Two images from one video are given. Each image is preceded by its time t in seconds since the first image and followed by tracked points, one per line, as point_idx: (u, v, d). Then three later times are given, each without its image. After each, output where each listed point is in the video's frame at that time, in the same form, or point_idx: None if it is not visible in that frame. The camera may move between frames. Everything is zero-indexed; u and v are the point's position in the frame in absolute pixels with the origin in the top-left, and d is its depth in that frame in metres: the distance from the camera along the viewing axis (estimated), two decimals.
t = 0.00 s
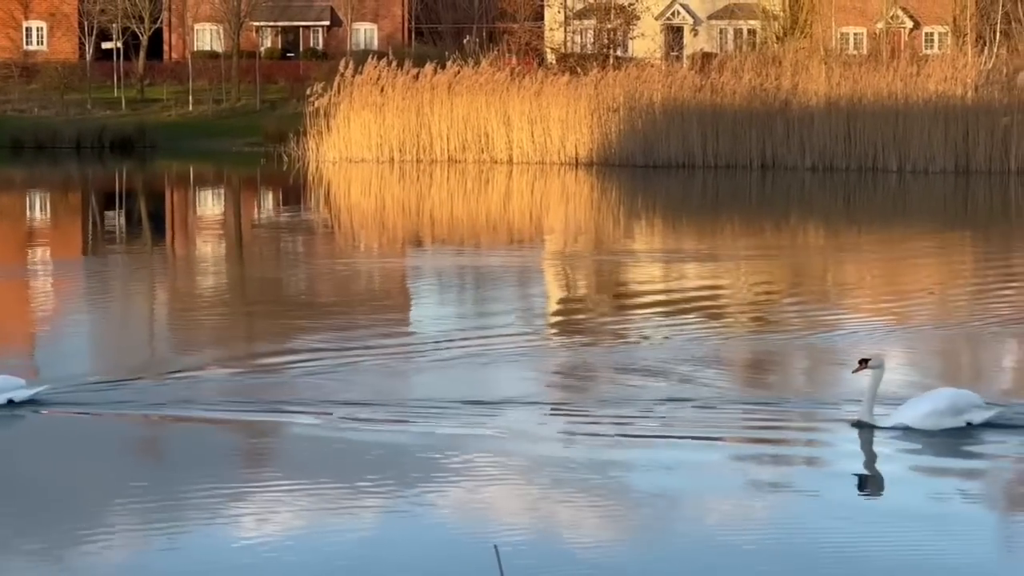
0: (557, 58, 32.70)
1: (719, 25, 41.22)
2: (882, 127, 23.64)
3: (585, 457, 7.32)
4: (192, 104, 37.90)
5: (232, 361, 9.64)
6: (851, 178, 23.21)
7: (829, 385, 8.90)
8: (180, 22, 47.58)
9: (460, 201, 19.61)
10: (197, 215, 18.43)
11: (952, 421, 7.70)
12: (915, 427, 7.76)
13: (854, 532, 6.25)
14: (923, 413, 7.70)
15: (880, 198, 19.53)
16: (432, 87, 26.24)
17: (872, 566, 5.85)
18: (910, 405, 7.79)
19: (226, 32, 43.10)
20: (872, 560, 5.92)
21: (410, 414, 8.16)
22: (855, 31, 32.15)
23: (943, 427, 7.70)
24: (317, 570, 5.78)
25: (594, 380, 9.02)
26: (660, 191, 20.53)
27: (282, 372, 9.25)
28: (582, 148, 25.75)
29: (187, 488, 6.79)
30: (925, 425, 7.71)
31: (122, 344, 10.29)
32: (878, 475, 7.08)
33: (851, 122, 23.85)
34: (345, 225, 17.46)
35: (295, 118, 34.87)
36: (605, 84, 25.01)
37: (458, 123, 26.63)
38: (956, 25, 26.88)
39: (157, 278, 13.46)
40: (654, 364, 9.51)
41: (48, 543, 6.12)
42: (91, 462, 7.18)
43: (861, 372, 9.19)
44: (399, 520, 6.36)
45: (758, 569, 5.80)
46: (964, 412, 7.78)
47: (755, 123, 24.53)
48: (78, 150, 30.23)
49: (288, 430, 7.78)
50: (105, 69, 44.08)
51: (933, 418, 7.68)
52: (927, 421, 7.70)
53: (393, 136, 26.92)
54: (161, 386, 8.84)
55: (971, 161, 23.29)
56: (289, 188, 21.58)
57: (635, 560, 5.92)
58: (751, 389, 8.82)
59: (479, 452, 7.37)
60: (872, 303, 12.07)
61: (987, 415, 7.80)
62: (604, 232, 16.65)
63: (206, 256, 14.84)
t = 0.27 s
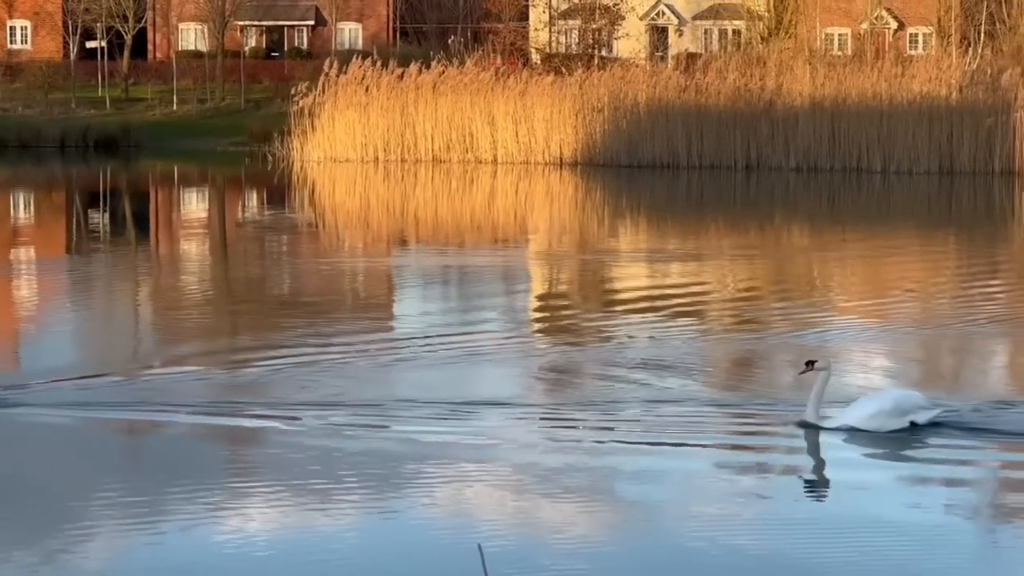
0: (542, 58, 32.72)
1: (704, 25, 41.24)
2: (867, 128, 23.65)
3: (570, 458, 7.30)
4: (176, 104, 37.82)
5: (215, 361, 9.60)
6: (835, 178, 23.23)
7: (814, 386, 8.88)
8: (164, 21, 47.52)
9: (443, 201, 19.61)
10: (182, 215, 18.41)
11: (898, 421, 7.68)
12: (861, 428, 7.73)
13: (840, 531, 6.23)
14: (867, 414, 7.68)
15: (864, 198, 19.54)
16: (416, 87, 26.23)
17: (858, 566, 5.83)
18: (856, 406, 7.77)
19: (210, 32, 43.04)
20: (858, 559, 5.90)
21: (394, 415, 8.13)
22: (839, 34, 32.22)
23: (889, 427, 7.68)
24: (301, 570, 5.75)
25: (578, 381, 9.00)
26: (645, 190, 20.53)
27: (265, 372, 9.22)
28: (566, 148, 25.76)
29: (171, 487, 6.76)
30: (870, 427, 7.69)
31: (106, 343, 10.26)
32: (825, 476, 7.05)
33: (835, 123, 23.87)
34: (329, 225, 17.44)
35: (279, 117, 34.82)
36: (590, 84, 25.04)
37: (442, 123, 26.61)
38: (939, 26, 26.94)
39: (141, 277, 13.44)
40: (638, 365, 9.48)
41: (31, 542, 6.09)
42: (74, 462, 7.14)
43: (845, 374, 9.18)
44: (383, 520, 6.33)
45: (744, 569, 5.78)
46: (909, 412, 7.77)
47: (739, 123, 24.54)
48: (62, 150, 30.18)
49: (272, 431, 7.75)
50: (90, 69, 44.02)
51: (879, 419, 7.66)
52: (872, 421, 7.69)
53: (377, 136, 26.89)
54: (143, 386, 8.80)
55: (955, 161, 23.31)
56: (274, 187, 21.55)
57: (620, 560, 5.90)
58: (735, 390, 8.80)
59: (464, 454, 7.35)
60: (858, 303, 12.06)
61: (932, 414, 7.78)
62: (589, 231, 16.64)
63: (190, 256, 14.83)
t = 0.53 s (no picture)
0: (524, 58, 32.74)
1: (687, 26, 41.28)
2: (849, 128, 23.69)
3: (551, 457, 7.28)
4: (159, 103, 37.77)
5: (196, 360, 9.57)
6: (817, 178, 23.27)
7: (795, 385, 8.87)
8: (147, 19, 47.46)
9: (426, 200, 19.61)
10: (164, 214, 18.34)
11: (843, 422, 7.62)
12: (806, 429, 7.68)
13: (822, 528, 6.21)
14: (812, 415, 7.63)
15: (847, 198, 19.57)
16: (399, 86, 26.23)
17: (840, 561, 5.85)
18: (802, 407, 7.72)
19: (193, 31, 42.99)
20: (840, 556, 5.88)
21: (375, 415, 8.11)
22: (822, 32, 32.28)
23: (834, 428, 7.63)
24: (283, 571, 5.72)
25: (560, 381, 8.98)
26: (628, 190, 20.53)
27: (246, 371, 9.19)
28: (549, 148, 25.78)
29: (154, 489, 6.73)
30: (816, 427, 7.64)
31: (89, 342, 10.25)
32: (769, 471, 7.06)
33: (817, 123, 23.92)
34: (312, 224, 17.43)
35: (262, 116, 34.79)
36: (573, 84, 25.06)
37: (425, 122, 26.62)
38: (921, 26, 27.00)
39: (122, 276, 13.40)
40: (621, 364, 9.46)
41: (14, 542, 6.07)
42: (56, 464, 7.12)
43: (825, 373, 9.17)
44: (366, 520, 6.31)
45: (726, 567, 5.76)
46: (856, 411, 7.70)
47: (722, 123, 24.57)
48: (44, 149, 30.13)
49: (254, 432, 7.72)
50: (72, 68, 43.95)
51: (823, 420, 7.61)
52: (818, 423, 7.63)
53: (360, 135, 26.87)
54: (123, 387, 8.77)
55: (937, 162, 23.36)
56: (257, 186, 21.53)
57: (603, 558, 5.88)
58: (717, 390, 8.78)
59: (445, 453, 7.32)
60: (840, 303, 12.06)
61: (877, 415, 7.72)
62: (571, 231, 16.63)
63: (173, 254, 14.82)
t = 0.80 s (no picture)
0: (506, 55, 32.76)
1: (669, 24, 41.33)
2: (830, 126, 23.73)
3: (535, 455, 7.29)
4: (140, 100, 37.69)
5: (178, 357, 9.58)
6: (799, 176, 23.30)
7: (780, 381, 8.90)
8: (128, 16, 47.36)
9: (408, 197, 19.60)
10: (145, 211, 18.30)
11: (788, 420, 7.67)
12: (751, 428, 7.71)
13: (805, 524, 6.22)
14: (759, 413, 7.66)
15: (828, 196, 19.61)
16: (381, 84, 26.20)
17: (820, 557, 5.86)
18: (747, 406, 7.75)
19: (174, 27, 42.90)
20: (823, 551, 5.90)
21: (358, 413, 8.12)
22: (804, 31, 32.36)
23: (779, 427, 7.67)
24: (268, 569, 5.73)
25: (543, 379, 8.99)
26: (610, 188, 20.54)
27: (229, 369, 9.19)
28: (531, 146, 25.78)
29: (136, 488, 6.73)
30: (761, 427, 7.67)
31: (70, 339, 10.24)
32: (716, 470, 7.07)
33: (799, 122, 23.96)
34: (294, 222, 17.41)
35: (243, 114, 34.75)
36: (555, 82, 25.07)
37: (406, 120, 26.60)
38: (903, 25, 27.06)
39: (102, 273, 13.37)
40: (602, 362, 9.48)
41: None
42: (41, 462, 7.13)
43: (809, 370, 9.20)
44: (350, 519, 6.32)
45: (708, 562, 5.77)
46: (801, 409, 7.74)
47: (704, 122, 24.62)
48: (25, 146, 30.06)
49: (238, 431, 7.74)
50: (53, 65, 43.84)
51: (769, 419, 7.65)
52: (764, 422, 7.67)
53: (342, 133, 26.82)
54: (106, 385, 8.78)
55: (918, 160, 23.42)
56: (238, 184, 21.49)
57: (587, 555, 5.89)
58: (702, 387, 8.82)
59: (428, 451, 7.34)
60: (822, 301, 12.10)
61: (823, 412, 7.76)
62: (553, 228, 16.65)
63: (155, 252, 14.79)
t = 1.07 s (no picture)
0: (490, 53, 32.78)
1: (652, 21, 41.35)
2: (813, 124, 23.78)
3: (514, 454, 7.27)
4: (123, 96, 37.64)
5: (158, 354, 9.54)
6: (782, 173, 23.32)
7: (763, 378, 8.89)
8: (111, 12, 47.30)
9: (391, 195, 19.59)
10: (127, 208, 18.23)
11: (738, 417, 7.62)
12: (701, 426, 7.67)
13: (786, 526, 6.19)
14: (707, 411, 7.62)
15: (811, 194, 19.62)
16: (364, 81, 26.19)
17: (802, 558, 5.84)
18: (696, 404, 7.71)
19: (157, 24, 42.84)
20: (805, 555, 5.87)
21: (337, 411, 8.09)
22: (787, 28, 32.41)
23: (728, 425, 7.63)
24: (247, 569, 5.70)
25: (524, 377, 8.97)
26: (593, 185, 20.54)
27: (209, 366, 9.16)
28: (514, 143, 25.78)
29: (117, 486, 6.69)
30: (711, 425, 7.63)
31: (51, 335, 10.21)
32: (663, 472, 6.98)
33: (782, 119, 23.99)
34: (276, 219, 17.38)
35: (227, 111, 34.71)
36: (538, 79, 25.09)
37: (389, 116, 26.58)
38: (886, 23, 27.12)
39: (84, 270, 13.33)
40: (584, 359, 9.46)
41: None
42: (21, 460, 7.09)
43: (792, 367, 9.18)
44: (330, 518, 6.28)
45: (689, 567, 5.74)
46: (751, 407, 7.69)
47: (688, 119, 24.65)
48: (7, 142, 30.00)
49: (217, 428, 7.70)
50: (35, 61, 43.75)
51: (718, 416, 7.61)
52: (714, 419, 7.63)
53: (325, 129, 26.82)
54: (85, 382, 8.74)
55: (901, 158, 23.42)
56: (221, 181, 21.47)
57: (567, 558, 5.85)
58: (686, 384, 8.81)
59: (408, 450, 7.31)
60: (804, 298, 12.09)
61: (775, 409, 7.71)
62: (535, 225, 16.66)
63: (138, 249, 14.78)
